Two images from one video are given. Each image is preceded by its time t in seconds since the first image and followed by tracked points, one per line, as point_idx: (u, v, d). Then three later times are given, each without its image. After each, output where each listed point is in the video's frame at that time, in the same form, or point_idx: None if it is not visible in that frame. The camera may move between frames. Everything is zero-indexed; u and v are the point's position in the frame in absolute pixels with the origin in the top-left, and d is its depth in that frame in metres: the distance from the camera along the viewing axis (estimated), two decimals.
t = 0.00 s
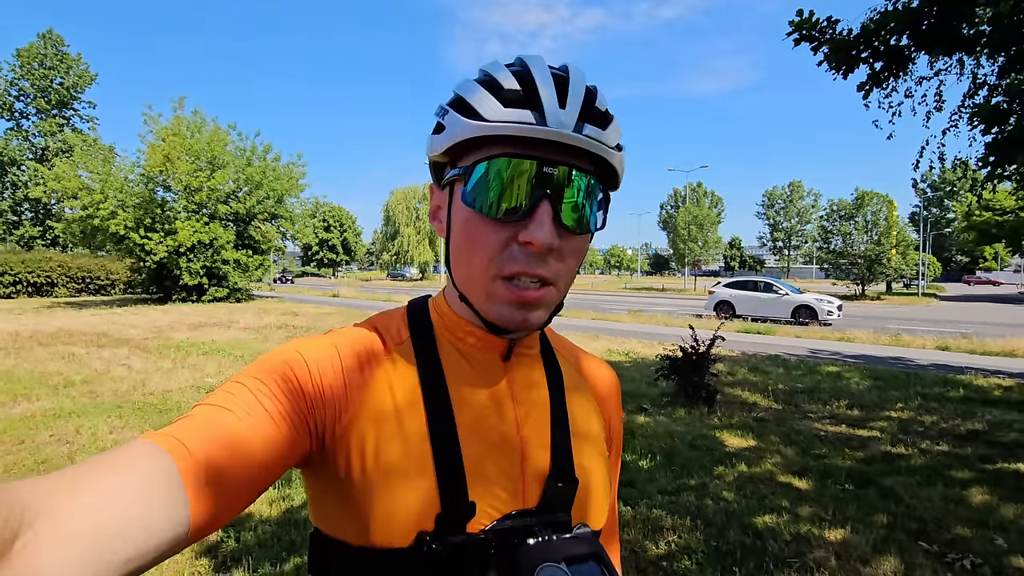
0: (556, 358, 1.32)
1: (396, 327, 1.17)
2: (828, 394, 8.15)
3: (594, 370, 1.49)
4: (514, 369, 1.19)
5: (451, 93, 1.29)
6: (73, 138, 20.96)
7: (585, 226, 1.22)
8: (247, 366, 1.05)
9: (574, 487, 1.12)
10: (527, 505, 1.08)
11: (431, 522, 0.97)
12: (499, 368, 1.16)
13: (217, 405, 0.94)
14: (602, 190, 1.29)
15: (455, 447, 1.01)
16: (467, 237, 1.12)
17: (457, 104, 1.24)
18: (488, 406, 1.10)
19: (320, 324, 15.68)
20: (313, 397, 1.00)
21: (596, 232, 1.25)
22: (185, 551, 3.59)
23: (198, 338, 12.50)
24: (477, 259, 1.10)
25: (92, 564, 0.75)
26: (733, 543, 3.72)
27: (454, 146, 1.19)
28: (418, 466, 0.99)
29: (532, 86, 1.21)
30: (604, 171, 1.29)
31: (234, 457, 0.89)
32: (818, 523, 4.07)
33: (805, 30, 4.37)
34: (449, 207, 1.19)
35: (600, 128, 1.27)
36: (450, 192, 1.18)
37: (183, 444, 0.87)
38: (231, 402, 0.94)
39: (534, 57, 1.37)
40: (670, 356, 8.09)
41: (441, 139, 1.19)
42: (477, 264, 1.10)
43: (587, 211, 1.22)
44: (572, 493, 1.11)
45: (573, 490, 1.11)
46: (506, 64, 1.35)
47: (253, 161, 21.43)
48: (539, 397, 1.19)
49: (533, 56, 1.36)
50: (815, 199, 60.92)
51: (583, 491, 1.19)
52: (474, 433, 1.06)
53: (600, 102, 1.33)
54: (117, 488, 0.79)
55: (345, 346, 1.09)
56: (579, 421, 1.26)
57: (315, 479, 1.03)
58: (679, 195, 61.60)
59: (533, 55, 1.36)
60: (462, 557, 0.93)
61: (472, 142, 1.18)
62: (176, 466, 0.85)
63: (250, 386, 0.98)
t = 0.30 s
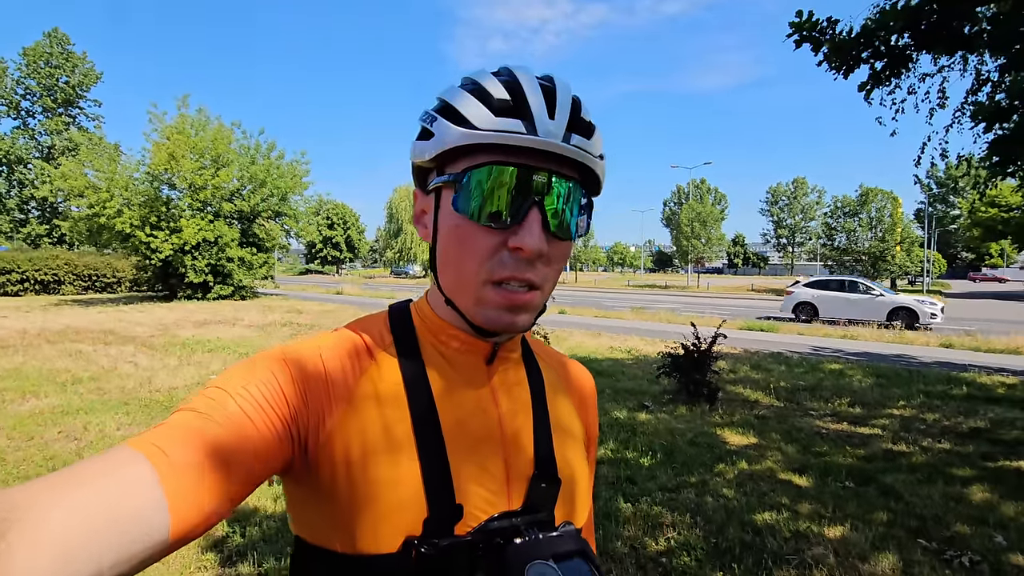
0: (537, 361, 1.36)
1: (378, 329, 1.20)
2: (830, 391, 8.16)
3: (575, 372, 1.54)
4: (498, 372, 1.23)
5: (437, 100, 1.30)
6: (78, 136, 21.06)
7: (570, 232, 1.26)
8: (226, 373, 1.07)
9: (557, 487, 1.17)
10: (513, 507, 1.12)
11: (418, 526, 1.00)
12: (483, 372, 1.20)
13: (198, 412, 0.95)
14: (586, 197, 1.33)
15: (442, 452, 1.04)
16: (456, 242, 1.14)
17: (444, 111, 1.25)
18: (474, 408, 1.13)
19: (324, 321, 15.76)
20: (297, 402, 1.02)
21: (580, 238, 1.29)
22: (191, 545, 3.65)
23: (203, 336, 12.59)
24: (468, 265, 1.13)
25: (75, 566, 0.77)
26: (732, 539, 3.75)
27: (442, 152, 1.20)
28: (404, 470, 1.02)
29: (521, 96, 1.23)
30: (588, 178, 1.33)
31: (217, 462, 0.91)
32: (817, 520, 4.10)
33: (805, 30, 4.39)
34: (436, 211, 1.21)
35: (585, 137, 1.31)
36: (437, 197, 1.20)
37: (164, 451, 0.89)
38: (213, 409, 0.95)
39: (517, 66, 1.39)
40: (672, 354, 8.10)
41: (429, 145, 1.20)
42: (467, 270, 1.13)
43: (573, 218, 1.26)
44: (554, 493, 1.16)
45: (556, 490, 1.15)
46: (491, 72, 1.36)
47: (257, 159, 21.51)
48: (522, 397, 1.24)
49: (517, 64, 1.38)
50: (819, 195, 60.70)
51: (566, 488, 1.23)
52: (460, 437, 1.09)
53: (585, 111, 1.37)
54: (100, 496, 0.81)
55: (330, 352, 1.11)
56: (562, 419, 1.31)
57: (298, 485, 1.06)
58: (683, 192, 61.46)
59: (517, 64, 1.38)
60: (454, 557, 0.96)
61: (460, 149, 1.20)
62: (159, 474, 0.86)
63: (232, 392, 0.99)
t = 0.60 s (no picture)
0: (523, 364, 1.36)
1: (365, 336, 1.20)
2: (831, 389, 8.15)
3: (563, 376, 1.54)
4: (482, 377, 1.23)
5: (417, 106, 1.31)
6: (81, 135, 21.11)
7: (552, 235, 1.25)
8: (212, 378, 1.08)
9: (540, 495, 1.17)
10: (496, 515, 1.12)
11: (400, 534, 1.01)
12: (468, 378, 1.20)
13: (180, 418, 0.95)
14: (567, 201, 1.32)
15: (424, 460, 1.05)
16: (436, 249, 1.15)
17: (423, 116, 1.26)
18: (457, 414, 1.13)
19: (326, 319, 15.79)
20: (280, 410, 1.03)
21: (563, 241, 1.28)
22: (192, 542, 3.67)
23: (206, 334, 12.61)
24: (447, 271, 1.13)
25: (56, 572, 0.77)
26: (731, 537, 3.76)
27: (421, 157, 1.22)
28: (386, 476, 1.03)
29: (496, 99, 1.24)
30: (570, 179, 1.32)
31: (199, 468, 0.91)
32: (817, 519, 4.10)
33: (806, 24, 4.39)
34: (417, 216, 1.21)
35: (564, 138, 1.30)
36: (418, 203, 1.21)
37: (145, 458, 0.89)
38: (194, 414, 0.96)
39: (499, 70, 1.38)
40: (673, 352, 8.09)
41: (408, 149, 1.22)
42: (446, 276, 1.13)
43: (554, 222, 1.25)
44: (538, 501, 1.16)
45: (539, 498, 1.15)
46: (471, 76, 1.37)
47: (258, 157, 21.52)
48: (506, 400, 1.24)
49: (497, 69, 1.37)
50: (822, 192, 60.51)
51: (550, 495, 1.23)
52: (442, 445, 1.09)
53: (566, 113, 1.36)
54: (79, 502, 0.81)
55: (313, 359, 1.12)
56: (548, 423, 1.31)
57: (281, 492, 1.06)
58: (685, 189, 61.40)
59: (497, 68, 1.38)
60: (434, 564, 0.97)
61: (438, 154, 1.21)
62: (140, 480, 0.87)
63: (214, 398, 0.99)
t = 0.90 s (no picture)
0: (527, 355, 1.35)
1: (371, 331, 1.19)
2: (834, 386, 8.12)
3: (567, 366, 1.53)
4: (488, 371, 1.22)
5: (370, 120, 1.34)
6: (84, 133, 21.15)
7: (528, 219, 1.23)
8: (222, 367, 1.08)
9: (546, 490, 1.16)
10: (501, 508, 1.12)
11: (406, 525, 1.01)
12: (473, 371, 1.19)
13: (193, 406, 0.95)
14: (536, 177, 1.28)
15: (430, 453, 1.04)
16: (414, 254, 1.17)
17: (375, 129, 1.29)
18: (460, 407, 1.13)
19: (329, 316, 15.80)
20: (290, 399, 1.03)
21: (541, 223, 1.26)
22: (195, 540, 3.67)
23: (208, 331, 12.63)
24: (424, 276, 1.15)
25: (68, 558, 0.76)
26: (733, 534, 3.75)
27: (381, 170, 1.25)
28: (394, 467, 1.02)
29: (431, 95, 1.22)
30: (531, 156, 1.28)
31: (214, 455, 0.91)
32: (819, 516, 4.09)
33: (808, 15, 4.38)
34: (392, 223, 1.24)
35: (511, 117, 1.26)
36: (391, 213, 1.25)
37: (161, 443, 0.89)
38: (209, 402, 0.96)
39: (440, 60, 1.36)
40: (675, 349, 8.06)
41: (368, 164, 1.26)
42: (424, 280, 1.15)
43: (528, 206, 1.23)
44: (543, 495, 1.15)
45: (545, 493, 1.15)
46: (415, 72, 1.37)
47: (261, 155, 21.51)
48: (508, 389, 1.23)
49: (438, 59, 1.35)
50: (825, 189, 60.34)
51: (554, 488, 1.23)
52: (445, 437, 1.09)
53: (511, 88, 1.31)
54: (93, 485, 0.81)
55: (323, 352, 1.11)
56: (550, 415, 1.30)
57: (291, 481, 1.06)
58: (687, 186, 61.30)
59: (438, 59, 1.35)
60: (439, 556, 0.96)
61: (396, 161, 1.23)
62: (155, 465, 0.87)
63: (227, 386, 0.99)
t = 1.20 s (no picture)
0: (525, 354, 1.35)
1: (366, 334, 1.19)
2: (836, 385, 8.12)
3: (568, 363, 1.53)
4: (483, 371, 1.22)
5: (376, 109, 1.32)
6: (86, 131, 21.18)
7: (532, 219, 1.23)
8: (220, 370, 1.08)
9: (542, 492, 1.16)
10: (497, 509, 1.12)
11: (404, 526, 1.01)
12: (467, 373, 1.19)
13: (191, 410, 0.95)
14: (540, 179, 1.29)
15: (424, 454, 1.04)
16: (414, 250, 1.16)
17: (380, 121, 1.28)
18: (453, 408, 1.12)
19: (331, 314, 15.82)
20: (288, 403, 1.03)
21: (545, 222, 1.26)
22: (196, 537, 3.67)
23: (210, 329, 12.66)
24: (431, 273, 1.13)
25: (71, 561, 0.77)
26: (733, 533, 3.76)
27: (384, 162, 1.23)
28: (391, 468, 1.03)
29: (447, 89, 1.21)
30: (539, 159, 1.29)
31: (215, 456, 0.91)
32: (819, 514, 4.09)
33: (812, 10, 4.38)
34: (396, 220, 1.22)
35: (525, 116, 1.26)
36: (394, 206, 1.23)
37: (160, 446, 0.89)
38: (207, 407, 0.96)
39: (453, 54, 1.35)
40: (676, 347, 8.05)
41: (371, 154, 1.24)
42: (424, 278, 1.14)
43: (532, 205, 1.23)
44: (541, 496, 1.15)
45: (541, 494, 1.15)
46: (430, 62, 1.35)
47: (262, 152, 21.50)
48: (504, 388, 1.23)
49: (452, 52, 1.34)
50: (827, 187, 60.23)
51: (553, 487, 1.23)
52: (440, 437, 1.08)
53: (527, 88, 1.31)
54: (92, 487, 0.81)
55: (319, 357, 1.12)
56: (548, 413, 1.30)
57: (290, 483, 1.06)
58: (689, 184, 61.23)
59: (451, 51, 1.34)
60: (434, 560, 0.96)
61: (402, 155, 1.21)
62: (154, 466, 0.86)
63: (224, 390, 1.00)
